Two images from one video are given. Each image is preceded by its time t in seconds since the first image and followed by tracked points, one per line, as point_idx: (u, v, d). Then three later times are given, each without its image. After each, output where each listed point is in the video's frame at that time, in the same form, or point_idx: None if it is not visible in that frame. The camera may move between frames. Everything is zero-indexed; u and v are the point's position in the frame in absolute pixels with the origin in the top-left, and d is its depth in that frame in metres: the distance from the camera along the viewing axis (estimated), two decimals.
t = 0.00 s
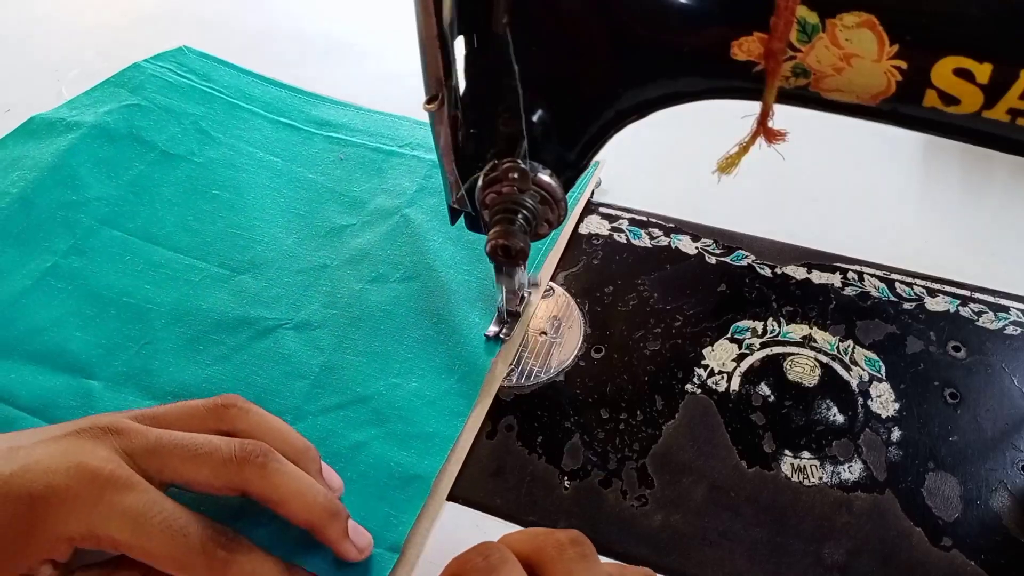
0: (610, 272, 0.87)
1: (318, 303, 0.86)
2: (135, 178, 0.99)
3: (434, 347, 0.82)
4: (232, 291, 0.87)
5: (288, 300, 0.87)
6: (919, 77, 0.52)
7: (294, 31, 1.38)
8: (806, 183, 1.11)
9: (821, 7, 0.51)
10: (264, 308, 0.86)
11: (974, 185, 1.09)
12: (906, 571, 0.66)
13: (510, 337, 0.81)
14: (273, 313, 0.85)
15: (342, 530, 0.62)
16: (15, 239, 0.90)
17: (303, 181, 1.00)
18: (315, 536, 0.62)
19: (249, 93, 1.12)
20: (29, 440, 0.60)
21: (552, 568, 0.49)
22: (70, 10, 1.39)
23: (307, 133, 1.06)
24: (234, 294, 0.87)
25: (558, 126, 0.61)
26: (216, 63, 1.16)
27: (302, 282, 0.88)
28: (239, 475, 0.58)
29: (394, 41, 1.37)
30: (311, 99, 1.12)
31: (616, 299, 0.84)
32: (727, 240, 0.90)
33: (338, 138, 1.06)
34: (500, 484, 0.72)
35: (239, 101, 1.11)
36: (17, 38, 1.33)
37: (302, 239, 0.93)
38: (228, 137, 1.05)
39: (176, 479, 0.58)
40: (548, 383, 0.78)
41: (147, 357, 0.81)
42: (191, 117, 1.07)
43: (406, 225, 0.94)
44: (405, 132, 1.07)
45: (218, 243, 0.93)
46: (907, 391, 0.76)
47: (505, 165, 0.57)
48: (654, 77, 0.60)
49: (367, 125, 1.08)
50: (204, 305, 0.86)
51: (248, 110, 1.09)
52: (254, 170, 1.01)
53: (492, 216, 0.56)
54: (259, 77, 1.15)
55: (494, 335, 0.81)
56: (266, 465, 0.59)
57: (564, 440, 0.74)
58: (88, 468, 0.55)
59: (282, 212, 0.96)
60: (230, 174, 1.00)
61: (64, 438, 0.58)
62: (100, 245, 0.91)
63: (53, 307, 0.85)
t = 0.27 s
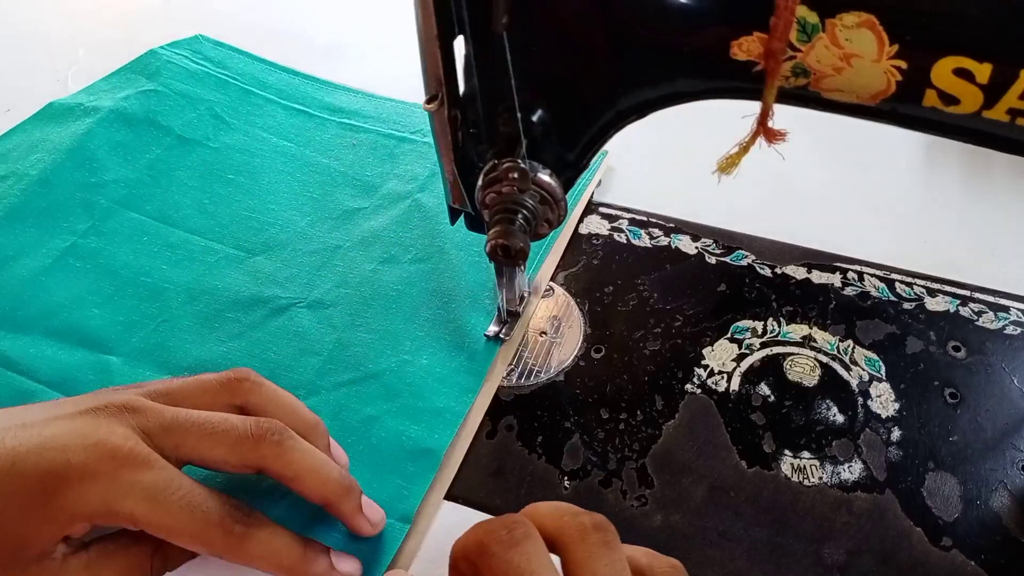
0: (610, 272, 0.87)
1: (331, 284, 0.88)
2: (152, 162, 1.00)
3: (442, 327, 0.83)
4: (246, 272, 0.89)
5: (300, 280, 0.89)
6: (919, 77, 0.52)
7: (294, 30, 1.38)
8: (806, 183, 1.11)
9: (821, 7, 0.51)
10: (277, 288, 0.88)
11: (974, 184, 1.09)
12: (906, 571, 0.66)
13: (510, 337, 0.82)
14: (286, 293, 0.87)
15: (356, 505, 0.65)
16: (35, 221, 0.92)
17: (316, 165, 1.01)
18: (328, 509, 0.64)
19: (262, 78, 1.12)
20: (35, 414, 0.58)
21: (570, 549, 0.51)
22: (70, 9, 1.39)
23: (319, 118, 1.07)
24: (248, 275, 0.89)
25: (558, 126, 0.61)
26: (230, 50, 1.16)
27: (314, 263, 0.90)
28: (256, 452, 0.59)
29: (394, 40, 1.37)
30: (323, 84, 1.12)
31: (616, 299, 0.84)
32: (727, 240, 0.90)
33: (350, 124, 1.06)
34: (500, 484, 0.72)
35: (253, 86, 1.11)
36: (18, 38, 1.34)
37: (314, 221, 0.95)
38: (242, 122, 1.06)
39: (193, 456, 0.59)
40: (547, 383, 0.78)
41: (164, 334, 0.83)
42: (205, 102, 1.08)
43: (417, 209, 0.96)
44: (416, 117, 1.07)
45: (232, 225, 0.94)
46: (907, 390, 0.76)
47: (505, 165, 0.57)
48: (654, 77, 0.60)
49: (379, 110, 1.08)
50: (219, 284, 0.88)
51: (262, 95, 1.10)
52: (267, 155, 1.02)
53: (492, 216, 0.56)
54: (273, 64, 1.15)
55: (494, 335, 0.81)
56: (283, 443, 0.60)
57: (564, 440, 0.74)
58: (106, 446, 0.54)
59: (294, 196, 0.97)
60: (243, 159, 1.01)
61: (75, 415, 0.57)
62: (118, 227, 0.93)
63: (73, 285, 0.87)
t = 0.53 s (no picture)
0: (610, 272, 0.87)
1: (345, 265, 0.88)
2: (166, 147, 1.00)
3: (455, 307, 0.84)
4: (261, 255, 0.89)
5: (314, 261, 0.89)
6: (919, 77, 0.53)
7: (295, 30, 1.38)
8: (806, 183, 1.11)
9: (821, 6, 0.51)
10: (291, 269, 0.88)
11: (975, 184, 1.09)
12: (906, 571, 0.66)
13: (510, 337, 0.80)
14: (300, 274, 0.87)
15: (372, 474, 0.64)
16: (51, 203, 0.93)
17: (329, 151, 1.01)
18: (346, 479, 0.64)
19: (274, 66, 1.11)
20: (58, 382, 0.61)
21: (580, 476, 0.55)
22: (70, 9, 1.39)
23: (332, 106, 1.06)
24: (262, 257, 0.89)
25: (558, 126, 0.61)
26: (242, 39, 1.15)
27: (328, 246, 0.90)
28: (276, 418, 0.59)
29: (394, 39, 1.37)
30: (335, 73, 1.11)
31: (616, 299, 0.84)
32: (727, 240, 0.90)
33: (362, 111, 1.06)
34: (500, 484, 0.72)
35: (265, 74, 1.10)
36: (18, 37, 1.34)
37: (328, 204, 0.95)
38: (254, 109, 1.05)
39: (214, 422, 0.60)
40: (547, 383, 0.78)
41: (181, 314, 0.84)
42: (218, 89, 1.07)
43: (430, 194, 0.96)
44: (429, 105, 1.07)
45: (246, 208, 0.94)
46: (907, 391, 0.76)
47: (504, 165, 0.57)
48: (655, 77, 0.60)
49: (391, 97, 1.08)
50: (234, 265, 0.88)
51: (274, 82, 1.09)
52: (280, 141, 1.02)
53: (492, 216, 0.56)
54: (285, 53, 1.14)
55: (495, 335, 0.80)
56: (301, 411, 0.60)
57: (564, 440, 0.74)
58: (134, 408, 0.57)
59: (308, 181, 0.97)
60: (256, 145, 1.01)
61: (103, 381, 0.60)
62: (134, 210, 0.93)
63: (91, 265, 0.88)
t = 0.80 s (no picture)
0: (610, 272, 0.87)
1: (353, 249, 0.92)
2: (169, 141, 1.01)
3: (464, 286, 0.88)
4: (270, 241, 0.92)
5: (324, 245, 0.92)
6: (919, 77, 0.52)
7: (294, 30, 1.38)
8: (806, 182, 1.11)
9: (821, 7, 0.51)
10: (301, 253, 0.91)
11: (975, 184, 1.09)
12: (906, 571, 0.66)
13: (510, 337, 0.82)
14: (310, 258, 0.91)
15: (381, 430, 0.71)
16: (60, 197, 0.95)
17: (332, 140, 1.03)
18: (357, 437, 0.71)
19: (272, 58, 1.12)
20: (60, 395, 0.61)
21: (591, 487, 0.60)
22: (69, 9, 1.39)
23: (331, 96, 1.08)
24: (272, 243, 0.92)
25: (558, 126, 0.61)
26: (237, 33, 1.16)
27: (335, 230, 0.94)
28: (286, 389, 0.66)
29: (394, 39, 1.37)
30: (332, 64, 1.12)
31: (616, 299, 0.84)
32: (728, 240, 0.90)
33: (362, 100, 1.08)
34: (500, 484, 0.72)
35: (263, 66, 1.11)
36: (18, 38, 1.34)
37: (332, 190, 0.98)
38: (255, 101, 1.07)
39: (227, 408, 0.64)
40: (547, 383, 0.78)
41: (196, 299, 0.87)
42: (217, 81, 1.08)
43: (431, 178, 0.99)
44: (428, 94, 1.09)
45: (252, 197, 0.97)
46: (907, 391, 0.76)
47: (505, 165, 0.57)
48: (655, 76, 0.60)
49: (389, 87, 1.10)
50: (245, 250, 0.91)
51: (273, 74, 1.10)
52: (282, 131, 1.04)
53: (492, 216, 0.56)
54: (282, 46, 1.15)
55: (494, 335, 0.82)
56: (309, 377, 0.67)
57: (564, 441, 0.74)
58: (144, 420, 0.57)
59: (312, 169, 1.00)
60: (259, 136, 1.03)
61: (107, 392, 0.60)
62: (142, 202, 0.96)
63: (104, 255, 0.91)
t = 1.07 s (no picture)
0: (610, 272, 0.87)
1: (364, 231, 0.95)
2: (181, 128, 1.04)
3: (474, 265, 0.90)
4: (283, 224, 0.95)
5: (336, 227, 0.95)
6: (919, 77, 0.52)
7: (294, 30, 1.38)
8: (806, 182, 1.11)
9: (821, 6, 0.51)
10: (314, 235, 0.94)
11: (975, 184, 1.09)
12: (906, 571, 0.66)
13: (510, 337, 0.82)
14: (323, 240, 0.93)
15: (386, 396, 0.74)
16: (75, 183, 0.97)
17: (341, 127, 1.06)
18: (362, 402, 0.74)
19: (280, 49, 1.16)
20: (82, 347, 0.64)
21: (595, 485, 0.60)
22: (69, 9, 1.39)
23: (339, 85, 1.11)
24: (285, 226, 0.95)
25: (558, 125, 0.61)
26: (247, 24, 1.20)
27: (347, 213, 0.96)
28: (300, 346, 0.69)
29: (394, 39, 1.37)
30: (339, 54, 1.16)
31: (616, 299, 0.84)
32: (728, 240, 0.90)
33: (369, 89, 1.11)
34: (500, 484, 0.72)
35: (273, 57, 1.15)
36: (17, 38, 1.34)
37: (342, 175, 1.01)
38: (264, 89, 1.10)
39: (241, 361, 0.67)
40: (547, 383, 0.78)
41: (211, 281, 0.89)
42: (228, 71, 1.11)
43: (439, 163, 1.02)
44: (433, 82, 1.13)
45: (265, 182, 0.99)
46: (907, 391, 0.76)
47: (505, 165, 0.57)
48: (655, 77, 0.60)
49: (395, 76, 1.13)
50: (259, 233, 0.93)
51: (281, 65, 1.14)
52: (292, 119, 1.07)
53: (492, 216, 0.56)
54: (290, 38, 1.19)
55: (494, 335, 0.82)
56: (321, 334, 0.71)
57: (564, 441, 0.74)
58: (164, 361, 0.60)
59: (322, 154, 1.03)
60: (269, 124, 1.06)
61: (127, 340, 0.63)
62: (157, 187, 0.98)
63: (118, 240, 0.93)
